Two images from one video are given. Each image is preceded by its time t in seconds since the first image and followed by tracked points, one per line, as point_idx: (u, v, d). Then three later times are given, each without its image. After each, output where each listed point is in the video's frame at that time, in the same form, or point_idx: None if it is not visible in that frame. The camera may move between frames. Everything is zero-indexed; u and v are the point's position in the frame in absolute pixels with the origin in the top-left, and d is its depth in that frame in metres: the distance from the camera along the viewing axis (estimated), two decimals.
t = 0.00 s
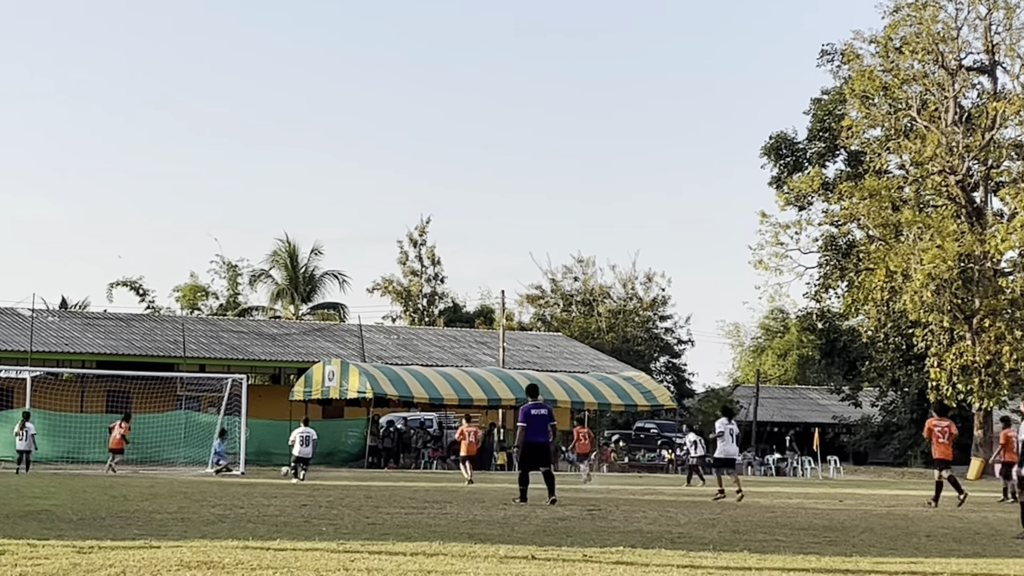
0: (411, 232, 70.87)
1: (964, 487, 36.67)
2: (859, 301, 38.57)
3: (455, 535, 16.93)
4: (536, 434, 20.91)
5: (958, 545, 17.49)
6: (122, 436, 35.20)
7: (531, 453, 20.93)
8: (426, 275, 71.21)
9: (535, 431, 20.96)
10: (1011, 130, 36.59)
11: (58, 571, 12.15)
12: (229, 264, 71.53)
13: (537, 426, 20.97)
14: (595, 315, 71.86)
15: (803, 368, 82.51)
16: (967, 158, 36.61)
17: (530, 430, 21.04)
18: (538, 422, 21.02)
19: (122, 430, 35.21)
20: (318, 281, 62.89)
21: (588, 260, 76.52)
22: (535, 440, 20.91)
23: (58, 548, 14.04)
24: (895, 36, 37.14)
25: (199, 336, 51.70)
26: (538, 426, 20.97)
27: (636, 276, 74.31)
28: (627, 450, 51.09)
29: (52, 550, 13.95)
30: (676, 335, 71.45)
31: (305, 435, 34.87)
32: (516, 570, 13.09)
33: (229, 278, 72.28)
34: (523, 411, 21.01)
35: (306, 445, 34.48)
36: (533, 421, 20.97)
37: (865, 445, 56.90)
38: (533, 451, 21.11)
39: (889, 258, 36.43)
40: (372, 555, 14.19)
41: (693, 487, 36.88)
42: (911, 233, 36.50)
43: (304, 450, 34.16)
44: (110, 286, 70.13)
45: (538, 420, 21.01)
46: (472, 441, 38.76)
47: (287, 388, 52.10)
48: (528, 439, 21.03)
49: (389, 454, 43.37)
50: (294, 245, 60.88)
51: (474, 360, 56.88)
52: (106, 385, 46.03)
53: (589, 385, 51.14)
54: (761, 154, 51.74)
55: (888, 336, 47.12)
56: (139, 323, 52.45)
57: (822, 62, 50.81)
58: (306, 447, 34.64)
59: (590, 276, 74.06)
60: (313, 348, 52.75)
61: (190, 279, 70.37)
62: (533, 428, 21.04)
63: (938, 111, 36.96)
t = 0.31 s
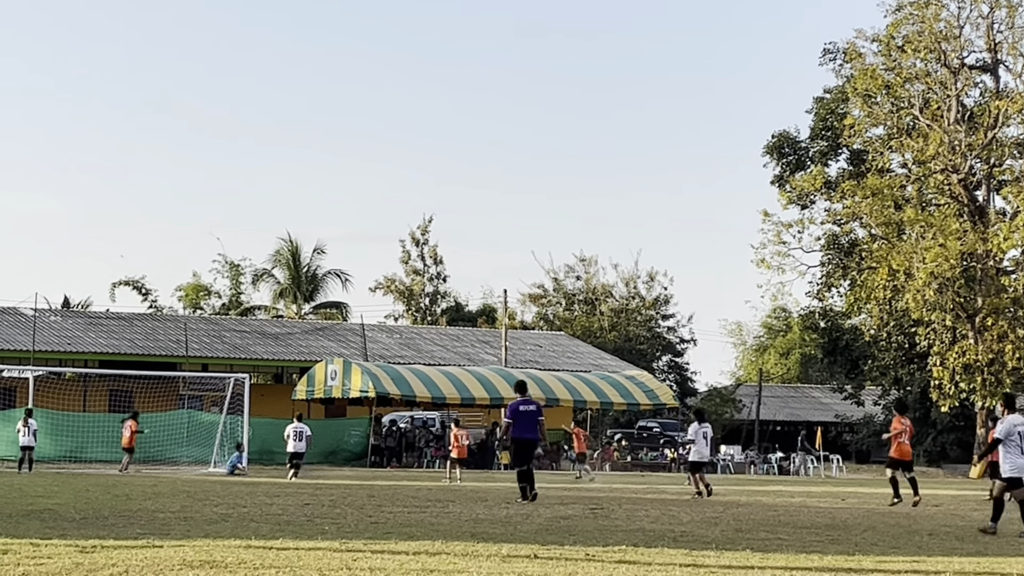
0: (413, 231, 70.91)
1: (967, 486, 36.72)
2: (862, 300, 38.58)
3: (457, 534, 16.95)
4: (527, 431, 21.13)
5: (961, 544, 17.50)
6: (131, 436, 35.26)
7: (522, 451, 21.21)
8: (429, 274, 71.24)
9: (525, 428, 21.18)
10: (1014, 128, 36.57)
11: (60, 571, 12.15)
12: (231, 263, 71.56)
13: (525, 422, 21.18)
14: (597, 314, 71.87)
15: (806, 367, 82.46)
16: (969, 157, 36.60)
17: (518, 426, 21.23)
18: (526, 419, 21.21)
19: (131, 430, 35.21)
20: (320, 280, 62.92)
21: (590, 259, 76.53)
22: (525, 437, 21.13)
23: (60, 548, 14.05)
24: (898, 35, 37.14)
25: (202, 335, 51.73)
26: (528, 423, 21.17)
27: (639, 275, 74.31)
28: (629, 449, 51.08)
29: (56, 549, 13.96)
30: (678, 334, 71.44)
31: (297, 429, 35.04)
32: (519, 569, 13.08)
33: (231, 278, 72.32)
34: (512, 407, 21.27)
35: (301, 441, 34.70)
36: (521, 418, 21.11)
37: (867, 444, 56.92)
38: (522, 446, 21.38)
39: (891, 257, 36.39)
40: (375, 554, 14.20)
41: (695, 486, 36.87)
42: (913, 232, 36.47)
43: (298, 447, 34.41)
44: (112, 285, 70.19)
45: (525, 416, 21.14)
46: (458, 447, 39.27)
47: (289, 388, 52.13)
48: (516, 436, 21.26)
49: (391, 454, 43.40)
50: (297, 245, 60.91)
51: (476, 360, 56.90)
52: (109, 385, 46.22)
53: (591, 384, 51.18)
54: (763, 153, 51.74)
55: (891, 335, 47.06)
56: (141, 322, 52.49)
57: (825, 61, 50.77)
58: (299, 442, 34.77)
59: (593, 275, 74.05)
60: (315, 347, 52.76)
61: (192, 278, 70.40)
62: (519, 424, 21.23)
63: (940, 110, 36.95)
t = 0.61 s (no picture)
0: (420, 230, 70.94)
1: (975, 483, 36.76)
2: (869, 298, 38.57)
3: (465, 533, 16.95)
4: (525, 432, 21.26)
5: (970, 542, 17.47)
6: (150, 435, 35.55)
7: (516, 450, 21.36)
8: (436, 273, 71.29)
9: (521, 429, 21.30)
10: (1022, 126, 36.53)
11: (69, 571, 12.18)
12: (238, 263, 71.67)
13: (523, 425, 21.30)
14: (604, 313, 71.87)
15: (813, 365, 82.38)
16: (976, 154, 36.56)
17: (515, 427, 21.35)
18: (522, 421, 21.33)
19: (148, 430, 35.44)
20: (327, 280, 62.97)
21: (597, 258, 76.55)
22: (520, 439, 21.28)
23: (68, 548, 14.07)
24: (905, 33, 37.05)
25: (209, 335, 51.80)
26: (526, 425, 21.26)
27: (645, 274, 74.31)
28: (637, 448, 51.11)
29: (63, 549, 13.99)
30: (685, 332, 71.42)
31: (298, 431, 35.06)
32: (527, 567, 13.12)
33: (239, 277, 72.44)
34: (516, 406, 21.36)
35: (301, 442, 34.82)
36: (518, 419, 21.19)
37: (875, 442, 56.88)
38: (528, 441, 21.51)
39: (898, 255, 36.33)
40: (383, 553, 14.21)
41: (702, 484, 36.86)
42: (920, 230, 36.44)
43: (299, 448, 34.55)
44: (120, 285, 70.34)
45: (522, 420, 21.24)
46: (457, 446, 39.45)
47: (296, 387, 52.20)
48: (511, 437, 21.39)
49: (398, 453, 43.53)
50: (304, 244, 60.98)
51: (483, 358, 56.91)
52: (116, 385, 46.47)
53: (599, 382, 51.16)
54: (770, 151, 51.70)
55: (898, 333, 47.00)
56: (149, 322, 52.57)
57: (831, 59, 50.72)
58: (299, 444, 34.81)
59: (600, 273, 74.04)
60: (322, 346, 52.80)
61: (200, 278, 70.51)
62: (516, 424, 21.36)
63: (947, 107, 36.93)
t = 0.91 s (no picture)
0: (431, 228, 71.02)
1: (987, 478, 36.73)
2: (881, 294, 38.54)
3: (478, 531, 17.02)
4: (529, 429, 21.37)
5: (982, 538, 17.47)
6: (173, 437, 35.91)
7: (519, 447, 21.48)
8: (447, 271, 71.37)
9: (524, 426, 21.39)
10: None
11: (82, 569, 12.24)
12: (250, 262, 71.85)
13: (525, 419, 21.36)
14: (616, 310, 71.86)
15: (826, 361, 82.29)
16: (988, 150, 36.47)
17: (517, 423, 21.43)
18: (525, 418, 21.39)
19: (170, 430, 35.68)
20: (339, 278, 63.08)
21: (609, 255, 76.56)
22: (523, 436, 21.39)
23: (82, 546, 14.16)
24: (916, 28, 36.98)
25: (221, 333, 51.93)
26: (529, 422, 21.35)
27: (657, 271, 74.29)
28: (649, 445, 51.14)
29: (76, 548, 14.06)
30: (697, 329, 71.39)
31: (313, 426, 35.14)
32: (539, 565, 13.15)
33: (250, 276, 72.62)
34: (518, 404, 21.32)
35: (317, 437, 34.92)
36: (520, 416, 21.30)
37: (887, 438, 56.84)
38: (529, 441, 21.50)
39: (910, 251, 36.27)
40: (395, 551, 14.28)
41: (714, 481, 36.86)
42: (932, 226, 36.40)
43: (315, 444, 34.62)
44: (132, 284, 70.56)
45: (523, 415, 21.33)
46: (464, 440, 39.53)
47: (308, 385, 52.32)
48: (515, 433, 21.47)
49: (410, 451, 43.45)
50: (315, 243, 61.10)
51: (495, 356, 56.96)
52: (128, 383, 46.70)
53: (610, 379, 51.19)
54: (781, 147, 51.66)
55: (910, 329, 46.93)
56: (161, 320, 52.74)
57: (843, 56, 50.64)
58: (316, 438, 34.92)
59: (611, 270, 74.05)
60: (334, 345, 52.90)
61: (212, 277, 70.68)
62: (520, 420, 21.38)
63: (958, 103, 36.87)
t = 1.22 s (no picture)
0: (446, 225, 71.13)
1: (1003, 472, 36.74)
2: (896, 289, 38.52)
3: (493, 526, 17.09)
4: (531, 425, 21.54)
5: (997, 532, 17.48)
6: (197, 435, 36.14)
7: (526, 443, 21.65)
8: (462, 267, 71.45)
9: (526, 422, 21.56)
10: None
11: (99, 566, 12.34)
12: (265, 258, 72.05)
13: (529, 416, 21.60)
14: (631, 305, 71.86)
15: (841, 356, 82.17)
16: (1003, 144, 36.39)
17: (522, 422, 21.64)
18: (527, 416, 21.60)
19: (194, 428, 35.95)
20: (354, 274, 63.21)
21: (624, 250, 76.55)
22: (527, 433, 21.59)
23: (99, 543, 14.28)
24: (930, 23, 36.89)
25: (237, 330, 52.10)
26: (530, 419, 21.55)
27: (672, 266, 74.27)
28: (665, 441, 51.20)
29: (93, 545, 14.17)
30: (712, 324, 71.35)
31: (337, 423, 35.28)
32: (554, 561, 13.20)
33: (266, 272, 72.81)
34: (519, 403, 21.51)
35: (340, 435, 35.05)
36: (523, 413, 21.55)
37: (903, 433, 56.76)
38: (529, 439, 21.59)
39: (925, 246, 36.21)
40: (411, 547, 14.35)
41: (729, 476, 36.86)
42: (947, 220, 36.33)
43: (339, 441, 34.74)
44: (148, 281, 70.82)
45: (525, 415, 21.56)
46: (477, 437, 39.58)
47: (324, 382, 52.47)
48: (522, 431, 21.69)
49: (426, 447, 43.50)
50: (330, 239, 61.23)
51: (510, 352, 57.03)
52: (145, 380, 46.97)
53: (625, 374, 51.22)
54: (796, 142, 51.60)
55: (925, 324, 46.85)
56: (176, 317, 52.94)
57: (857, 50, 50.52)
58: (338, 436, 35.05)
59: (626, 266, 74.03)
60: (349, 341, 53.05)
61: (227, 274, 70.89)
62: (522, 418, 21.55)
63: (973, 97, 36.77)
